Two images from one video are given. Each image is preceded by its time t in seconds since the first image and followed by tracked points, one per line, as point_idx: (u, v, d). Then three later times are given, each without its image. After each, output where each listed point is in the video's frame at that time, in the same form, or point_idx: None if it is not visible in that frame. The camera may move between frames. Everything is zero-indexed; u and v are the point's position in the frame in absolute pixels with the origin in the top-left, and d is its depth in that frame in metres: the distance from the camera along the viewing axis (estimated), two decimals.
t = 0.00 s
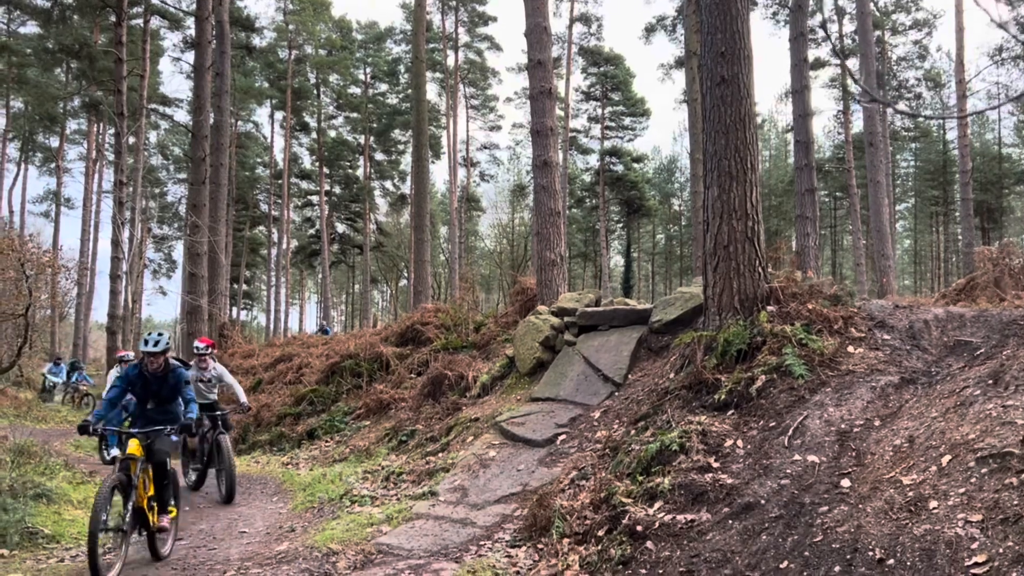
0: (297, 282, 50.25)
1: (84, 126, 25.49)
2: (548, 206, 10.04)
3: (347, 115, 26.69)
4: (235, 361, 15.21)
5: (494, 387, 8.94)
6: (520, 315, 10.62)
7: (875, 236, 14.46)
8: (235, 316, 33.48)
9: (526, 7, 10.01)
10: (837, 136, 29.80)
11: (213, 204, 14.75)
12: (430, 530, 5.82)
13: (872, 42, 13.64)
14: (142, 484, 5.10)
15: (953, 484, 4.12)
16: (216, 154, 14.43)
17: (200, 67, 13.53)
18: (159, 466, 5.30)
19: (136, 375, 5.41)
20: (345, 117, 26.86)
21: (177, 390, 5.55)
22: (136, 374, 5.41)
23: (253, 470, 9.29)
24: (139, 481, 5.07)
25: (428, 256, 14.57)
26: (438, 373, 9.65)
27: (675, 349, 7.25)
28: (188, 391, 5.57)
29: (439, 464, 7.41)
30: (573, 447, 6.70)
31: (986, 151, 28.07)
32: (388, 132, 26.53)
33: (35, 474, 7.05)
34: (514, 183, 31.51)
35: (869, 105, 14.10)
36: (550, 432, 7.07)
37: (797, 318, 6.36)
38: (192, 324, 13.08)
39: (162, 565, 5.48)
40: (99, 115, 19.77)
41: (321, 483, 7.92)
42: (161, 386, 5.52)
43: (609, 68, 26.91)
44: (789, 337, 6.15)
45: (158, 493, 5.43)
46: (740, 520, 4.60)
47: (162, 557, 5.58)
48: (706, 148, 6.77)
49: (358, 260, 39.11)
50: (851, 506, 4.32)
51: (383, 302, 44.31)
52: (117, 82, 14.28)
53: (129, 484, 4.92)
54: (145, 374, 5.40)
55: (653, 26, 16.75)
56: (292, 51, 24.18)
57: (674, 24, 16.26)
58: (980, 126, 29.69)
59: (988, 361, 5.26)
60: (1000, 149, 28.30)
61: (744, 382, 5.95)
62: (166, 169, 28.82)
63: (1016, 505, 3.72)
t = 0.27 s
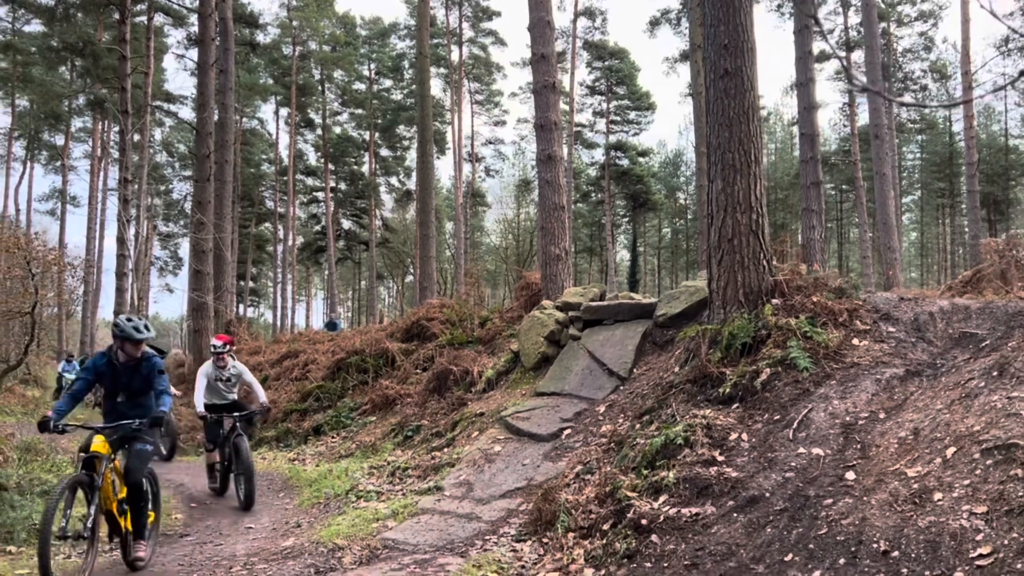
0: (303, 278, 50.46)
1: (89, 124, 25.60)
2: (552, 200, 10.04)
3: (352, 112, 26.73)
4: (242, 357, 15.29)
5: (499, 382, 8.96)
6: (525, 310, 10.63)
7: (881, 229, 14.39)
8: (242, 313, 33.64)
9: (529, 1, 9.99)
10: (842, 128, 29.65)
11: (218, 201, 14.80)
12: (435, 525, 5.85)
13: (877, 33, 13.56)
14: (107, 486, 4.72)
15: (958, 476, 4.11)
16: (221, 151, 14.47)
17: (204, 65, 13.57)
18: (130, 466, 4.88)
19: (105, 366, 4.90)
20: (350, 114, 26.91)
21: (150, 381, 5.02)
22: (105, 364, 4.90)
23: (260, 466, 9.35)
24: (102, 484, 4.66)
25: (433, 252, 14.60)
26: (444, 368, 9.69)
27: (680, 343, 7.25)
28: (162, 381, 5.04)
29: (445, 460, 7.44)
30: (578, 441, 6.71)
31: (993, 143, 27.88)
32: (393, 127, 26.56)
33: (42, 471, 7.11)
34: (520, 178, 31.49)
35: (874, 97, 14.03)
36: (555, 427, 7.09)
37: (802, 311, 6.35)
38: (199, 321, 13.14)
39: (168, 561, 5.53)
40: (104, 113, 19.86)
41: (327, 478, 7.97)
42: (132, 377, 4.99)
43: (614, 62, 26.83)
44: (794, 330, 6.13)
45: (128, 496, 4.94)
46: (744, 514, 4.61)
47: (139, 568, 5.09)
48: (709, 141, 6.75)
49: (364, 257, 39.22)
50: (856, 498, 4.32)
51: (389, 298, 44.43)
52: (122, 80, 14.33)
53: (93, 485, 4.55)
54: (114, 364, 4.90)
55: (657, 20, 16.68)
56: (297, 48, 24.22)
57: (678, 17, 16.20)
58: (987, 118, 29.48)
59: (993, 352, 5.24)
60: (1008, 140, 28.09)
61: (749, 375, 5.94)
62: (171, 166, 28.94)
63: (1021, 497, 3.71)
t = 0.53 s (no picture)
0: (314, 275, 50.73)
1: (100, 123, 25.78)
2: (561, 196, 10.03)
3: (361, 109, 26.79)
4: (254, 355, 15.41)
5: (510, 378, 8.98)
6: (535, 306, 10.64)
7: (892, 221, 14.28)
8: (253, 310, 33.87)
9: None
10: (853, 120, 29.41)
11: (229, 199, 14.88)
12: (447, 522, 5.88)
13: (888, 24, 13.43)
14: (74, 493, 4.30)
15: (973, 470, 4.09)
16: (231, 150, 14.54)
17: (213, 63, 13.63)
18: (105, 470, 4.47)
19: (74, 362, 4.46)
20: (359, 111, 26.96)
21: (124, 379, 4.61)
22: (75, 359, 4.47)
23: (273, 463, 9.43)
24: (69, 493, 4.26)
25: (443, 248, 14.62)
26: (455, 365, 9.72)
27: (691, 338, 7.23)
28: (137, 376, 4.63)
29: (456, 456, 7.47)
30: (589, 437, 6.72)
31: (1007, 133, 27.57)
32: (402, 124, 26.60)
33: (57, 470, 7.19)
34: (529, 173, 31.46)
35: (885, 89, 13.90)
36: (566, 423, 7.10)
37: (813, 305, 6.31)
38: (210, 319, 13.24)
39: (183, 560, 5.62)
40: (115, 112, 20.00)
41: (339, 475, 8.03)
42: (105, 374, 4.57)
43: (623, 56, 26.71)
44: (806, 325, 6.11)
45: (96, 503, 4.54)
46: (757, 509, 4.60)
47: None
48: (719, 135, 6.72)
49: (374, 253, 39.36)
50: (869, 493, 4.30)
51: (399, 294, 44.57)
52: (132, 79, 14.41)
53: (50, 494, 4.09)
54: (84, 359, 4.47)
55: (666, 13, 16.59)
56: (305, 45, 24.28)
57: (687, 10, 16.10)
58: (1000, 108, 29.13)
59: (1007, 345, 5.20)
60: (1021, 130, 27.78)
61: (760, 369, 5.92)
62: (182, 164, 29.12)
63: None
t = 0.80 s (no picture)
0: (328, 271, 51.03)
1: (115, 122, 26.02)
2: (574, 190, 10.01)
3: (373, 104, 26.86)
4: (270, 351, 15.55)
5: (525, 373, 9.00)
6: (549, 301, 10.63)
7: (909, 212, 14.12)
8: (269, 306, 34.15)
9: None
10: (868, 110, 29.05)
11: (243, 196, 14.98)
12: (464, 517, 5.92)
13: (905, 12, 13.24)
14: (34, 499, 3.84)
15: (993, 464, 4.05)
16: (245, 147, 14.63)
17: (226, 61, 13.69)
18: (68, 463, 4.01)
19: (38, 354, 4.15)
20: (371, 106, 27.03)
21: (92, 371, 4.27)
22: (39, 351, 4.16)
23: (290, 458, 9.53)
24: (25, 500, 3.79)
25: (456, 243, 14.65)
26: (469, 360, 9.75)
27: (706, 332, 7.21)
28: (105, 369, 4.27)
29: (472, 451, 7.51)
30: (605, 432, 6.73)
31: None
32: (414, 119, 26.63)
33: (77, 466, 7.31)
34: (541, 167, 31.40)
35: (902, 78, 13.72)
36: (582, 417, 7.11)
37: (830, 298, 6.27)
38: (226, 316, 13.36)
39: (203, 556, 5.71)
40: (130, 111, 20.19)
41: (356, 471, 8.10)
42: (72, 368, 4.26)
43: (635, 48, 26.54)
44: (822, 318, 6.06)
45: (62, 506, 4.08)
46: (775, 503, 4.59)
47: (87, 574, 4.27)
48: (733, 128, 6.66)
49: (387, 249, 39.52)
50: (888, 487, 4.28)
51: (413, 290, 44.71)
52: (146, 78, 14.51)
53: None
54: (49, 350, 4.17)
55: (678, 4, 16.45)
56: (317, 42, 24.36)
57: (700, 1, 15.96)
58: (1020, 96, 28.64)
59: None
60: None
61: (777, 363, 5.89)
62: (196, 162, 29.34)
63: None
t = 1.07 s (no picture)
0: (342, 266, 51.33)
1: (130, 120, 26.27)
2: (588, 182, 9.99)
3: (386, 99, 26.92)
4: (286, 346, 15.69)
5: (540, 366, 9.02)
6: (563, 293, 10.64)
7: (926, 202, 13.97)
8: (284, 302, 34.43)
9: None
10: (883, 98, 28.70)
11: (258, 192, 15.08)
12: (480, 509, 5.96)
13: None
14: None
15: (1013, 453, 4.01)
16: (259, 143, 14.73)
17: (239, 57, 13.76)
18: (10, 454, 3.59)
19: None
20: (384, 101, 27.09)
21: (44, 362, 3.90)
22: None
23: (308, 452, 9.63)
24: None
25: (470, 237, 14.68)
26: (484, 353, 9.79)
27: (722, 323, 7.19)
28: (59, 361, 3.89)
29: (488, 444, 7.55)
30: (620, 423, 6.74)
31: None
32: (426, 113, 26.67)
33: (98, 461, 7.43)
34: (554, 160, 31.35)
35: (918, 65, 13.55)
36: (597, 409, 7.12)
37: (846, 287, 6.22)
38: (243, 311, 13.49)
39: (223, 549, 5.81)
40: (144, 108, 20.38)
41: (373, 464, 8.18)
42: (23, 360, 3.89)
43: (648, 39, 26.35)
44: (839, 308, 6.02)
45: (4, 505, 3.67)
46: (792, 494, 4.58)
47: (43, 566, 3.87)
48: (748, 117, 6.61)
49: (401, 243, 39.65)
50: (906, 477, 4.25)
51: (427, 284, 44.84)
52: (160, 75, 14.63)
53: None
54: None
55: None
56: (329, 37, 24.43)
57: None
58: None
59: None
60: None
61: (793, 353, 5.86)
62: (210, 158, 29.57)
63: None
